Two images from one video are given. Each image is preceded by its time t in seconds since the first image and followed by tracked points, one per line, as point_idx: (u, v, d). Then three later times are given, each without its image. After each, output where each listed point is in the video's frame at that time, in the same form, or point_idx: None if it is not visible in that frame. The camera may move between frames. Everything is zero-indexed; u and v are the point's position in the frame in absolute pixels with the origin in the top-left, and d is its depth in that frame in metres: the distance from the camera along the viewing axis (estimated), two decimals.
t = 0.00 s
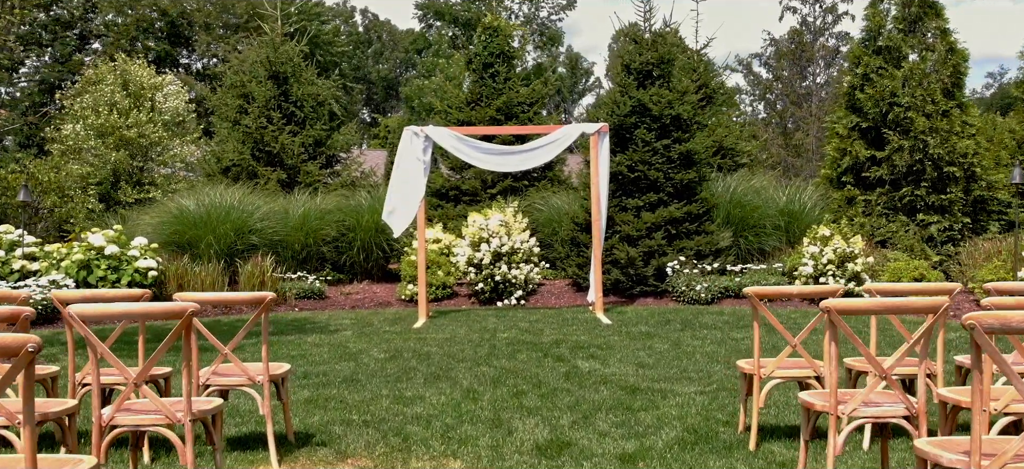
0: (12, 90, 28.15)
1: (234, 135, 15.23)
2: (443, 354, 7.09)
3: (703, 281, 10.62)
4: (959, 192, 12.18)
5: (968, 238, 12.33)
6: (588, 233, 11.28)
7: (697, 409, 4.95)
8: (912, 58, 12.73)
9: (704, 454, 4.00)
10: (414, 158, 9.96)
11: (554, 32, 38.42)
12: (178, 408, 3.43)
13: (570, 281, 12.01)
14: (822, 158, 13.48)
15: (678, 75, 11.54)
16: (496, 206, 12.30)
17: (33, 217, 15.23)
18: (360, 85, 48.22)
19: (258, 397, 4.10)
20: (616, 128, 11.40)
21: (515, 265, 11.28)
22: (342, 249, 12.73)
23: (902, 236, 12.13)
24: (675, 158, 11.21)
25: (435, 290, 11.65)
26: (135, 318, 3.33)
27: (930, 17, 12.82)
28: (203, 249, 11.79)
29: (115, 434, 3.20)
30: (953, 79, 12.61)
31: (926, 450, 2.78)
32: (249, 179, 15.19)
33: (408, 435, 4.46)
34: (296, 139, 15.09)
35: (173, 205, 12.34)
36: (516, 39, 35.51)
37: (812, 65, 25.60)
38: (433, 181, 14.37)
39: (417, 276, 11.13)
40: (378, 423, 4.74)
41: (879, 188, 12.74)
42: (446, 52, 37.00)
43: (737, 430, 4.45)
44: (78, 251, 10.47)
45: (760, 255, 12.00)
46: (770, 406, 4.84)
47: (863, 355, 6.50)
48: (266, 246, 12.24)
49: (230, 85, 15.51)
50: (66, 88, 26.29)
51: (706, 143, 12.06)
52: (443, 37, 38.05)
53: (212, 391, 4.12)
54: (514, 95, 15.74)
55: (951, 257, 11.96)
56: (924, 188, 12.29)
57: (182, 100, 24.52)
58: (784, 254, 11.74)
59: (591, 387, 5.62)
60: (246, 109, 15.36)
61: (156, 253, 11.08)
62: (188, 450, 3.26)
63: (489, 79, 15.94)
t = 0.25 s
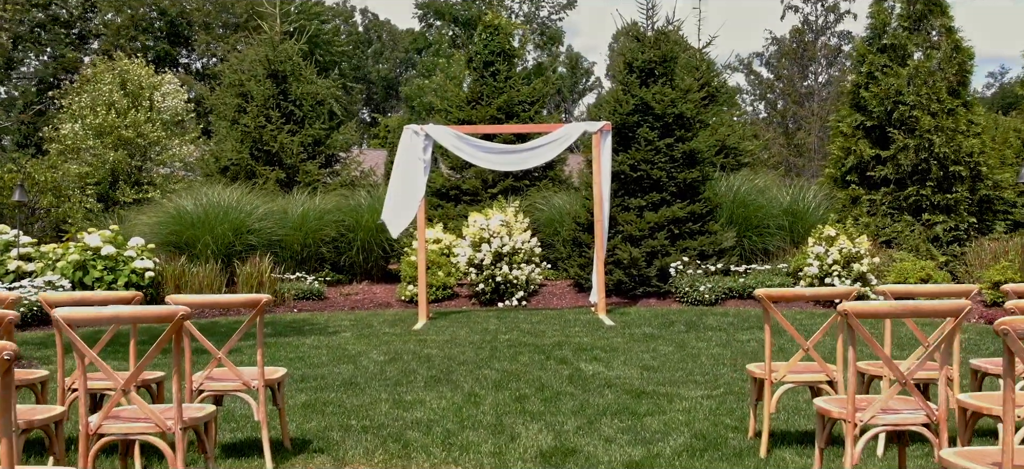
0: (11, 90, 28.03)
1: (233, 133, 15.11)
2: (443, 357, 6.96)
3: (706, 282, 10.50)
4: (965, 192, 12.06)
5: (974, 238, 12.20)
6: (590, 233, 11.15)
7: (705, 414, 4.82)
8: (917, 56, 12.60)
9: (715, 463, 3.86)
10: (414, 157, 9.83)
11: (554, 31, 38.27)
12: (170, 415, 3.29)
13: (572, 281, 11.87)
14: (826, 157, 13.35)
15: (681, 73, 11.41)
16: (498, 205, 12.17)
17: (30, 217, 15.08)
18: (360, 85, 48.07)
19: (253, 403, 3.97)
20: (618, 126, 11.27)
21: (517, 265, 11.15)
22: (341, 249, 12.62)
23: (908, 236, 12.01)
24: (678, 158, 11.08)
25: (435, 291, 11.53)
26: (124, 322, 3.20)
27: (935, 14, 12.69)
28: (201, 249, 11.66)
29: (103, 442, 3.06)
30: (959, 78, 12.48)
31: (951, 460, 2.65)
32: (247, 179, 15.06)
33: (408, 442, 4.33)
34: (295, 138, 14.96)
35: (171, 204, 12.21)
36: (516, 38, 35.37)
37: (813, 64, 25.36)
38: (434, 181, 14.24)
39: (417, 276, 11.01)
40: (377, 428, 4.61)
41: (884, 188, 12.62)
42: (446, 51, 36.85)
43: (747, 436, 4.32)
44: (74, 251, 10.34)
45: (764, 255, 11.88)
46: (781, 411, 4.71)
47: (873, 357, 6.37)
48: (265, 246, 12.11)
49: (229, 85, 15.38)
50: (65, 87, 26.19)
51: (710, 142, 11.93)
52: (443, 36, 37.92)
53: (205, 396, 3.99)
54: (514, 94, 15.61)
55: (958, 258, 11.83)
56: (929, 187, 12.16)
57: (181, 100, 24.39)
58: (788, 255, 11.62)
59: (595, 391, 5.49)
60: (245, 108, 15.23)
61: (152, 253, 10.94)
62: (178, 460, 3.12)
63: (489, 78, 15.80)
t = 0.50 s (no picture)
0: (9, 90, 27.83)
1: (231, 133, 14.98)
2: (444, 359, 6.82)
3: (710, 283, 10.38)
4: (971, 191, 11.93)
5: (980, 238, 12.07)
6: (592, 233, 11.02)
7: (713, 419, 4.68)
8: (923, 54, 12.47)
9: None
10: (414, 156, 9.70)
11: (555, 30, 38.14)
12: (159, 423, 3.16)
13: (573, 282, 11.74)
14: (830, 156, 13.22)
15: (684, 71, 11.28)
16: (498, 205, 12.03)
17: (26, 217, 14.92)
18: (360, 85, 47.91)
19: (246, 408, 3.84)
20: (620, 125, 11.14)
21: (518, 265, 11.02)
22: (341, 250, 12.50)
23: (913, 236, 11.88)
24: (681, 157, 10.95)
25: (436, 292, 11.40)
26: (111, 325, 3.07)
27: (940, 12, 12.56)
28: (199, 250, 11.53)
29: (88, 452, 2.93)
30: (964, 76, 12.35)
31: None
32: (246, 179, 14.94)
33: (407, 448, 4.20)
34: (294, 138, 14.82)
35: (168, 204, 12.08)
36: (516, 38, 35.21)
37: (816, 62, 25.18)
38: (434, 180, 14.11)
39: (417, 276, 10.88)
40: (375, 434, 4.48)
41: (889, 187, 12.49)
42: (446, 51, 36.69)
43: (757, 442, 4.19)
44: (69, 252, 10.20)
45: (767, 255, 11.75)
46: (790, 416, 4.58)
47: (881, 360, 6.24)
48: (264, 247, 11.99)
49: (227, 84, 15.25)
50: (63, 87, 26.02)
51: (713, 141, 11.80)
52: (444, 35, 37.78)
53: (198, 401, 3.86)
54: (515, 93, 15.48)
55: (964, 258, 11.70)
56: (934, 187, 12.03)
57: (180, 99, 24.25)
58: (792, 255, 11.49)
59: (599, 395, 5.36)
60: (243, 107, 15.10)
61: (149, 254, 10.80)
62: None
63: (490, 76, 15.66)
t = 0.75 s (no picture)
0: (7, 89, 27.61)
1: (229, 132, 14.85)
2: (443, 362, 6.70)
3: (712, 283, 10.26)
4: (976, 191, 11.81)
5: (985, 238, 11.95)
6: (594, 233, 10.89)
7: (720, 424, 4.55)
8: (927, 52, 12.33)
9: None
10: (413, 156, 9.57)
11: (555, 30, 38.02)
12: (146, 431, 3.03)
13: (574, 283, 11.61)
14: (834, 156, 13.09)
15: (686, 69, 11.15)
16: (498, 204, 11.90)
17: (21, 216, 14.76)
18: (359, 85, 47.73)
19: (239, 415, 3.71)
20: (622, 124, 11.02)
21: (518, 266, 10.90)
22: (339, 250, 12.40)
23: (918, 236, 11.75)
24: (683, 156, 10.82)
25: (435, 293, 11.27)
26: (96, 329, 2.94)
27: (944, 10, 12.42)
28: (195, 250, 11.39)
29: (71, 461, 2.80)
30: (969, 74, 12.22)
31: None
32: (244, 178, 14.81)
33: (405, 454, 4.07)
34: (292, 137, 14.70)
35: (165, 204, 11.95)
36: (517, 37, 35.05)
37: (817, 62, 24.96)
38: (433, 180, 13.99)
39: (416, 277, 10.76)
40: (373, 440, 4.35)
41: (893, 187, 12.37)
42: (446, 50, 36.53)
43: (765, 448, 4.06)
44: (64, 252, 10.05)
45: (770, 256, 11.62)
46: (799, 421, 4.45)
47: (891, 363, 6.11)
48: (261, 247, 11.86)
49: (225, 83, 15.12)
50: (61, 86, 25.86)
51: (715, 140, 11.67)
52: (443, 35, 37.64)
53: (188, 407, 3.73)
54: (515, 92, 15.35)
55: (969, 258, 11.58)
56: (939, 186, 11.90)
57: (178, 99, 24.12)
58: (795, 256, 11.37)
59: (601, 399, 5.23)
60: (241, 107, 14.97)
61: (145, 254, 10.67)
62: None
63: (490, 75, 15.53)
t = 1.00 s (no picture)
0: (5, 88, 27.55)
1: (226, 130, 14.73)
2: (441, 364, 6.57)
3: (715, 283, 10.14)
4: (981, 190, 11.68)
5: (990, 238, 11.82)
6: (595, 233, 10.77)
7: (726, 429, 4.43)
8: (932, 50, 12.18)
9: None
10: (412, 154, 9.44)
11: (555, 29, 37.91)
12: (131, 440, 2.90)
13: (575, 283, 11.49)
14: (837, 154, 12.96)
15: (688, 67, 11.01)
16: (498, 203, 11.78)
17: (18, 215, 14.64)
18: (359, 84, 47.64)
19: (230, 421, 3.58)
20: (623, 122, 10.89)
21: (518, 266, 10.78)
22: (338, 250, 12.30)
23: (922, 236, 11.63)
24: (686, 154, 10.70)
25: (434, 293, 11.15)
26: (78, 334, 2.81)
27: (948, 8, 12.23)
28: (192, 250, 11.25)
29: None
30: (974, 72, 12.07)
31: None
32: (242, 177, 14.70)
33: (402, 461, 3.94)
34: (291, 136, 14.58)
35: (161, 203, 11.82)
36: (517, 36, 34.93)
37: (818, 61, 24.77)
38: (433, 179, 13.87)
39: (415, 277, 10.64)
40: (369, 446, 4.23)
41: (897, 186, 12.25)
42: (446, 50, 36.45)
43: (774, 454, 3.94)
44: (59, 252, 9.90)
45: (773, 255, 11.50)
46: (808, 426, 4.33)
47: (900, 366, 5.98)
48: (259, 247, 11.74)
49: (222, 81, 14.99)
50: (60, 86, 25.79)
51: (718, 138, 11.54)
52: (443, 34, 37.53)
53: (178, 412, 3.61)
54: (515, 90, 15.22)
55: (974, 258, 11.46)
56: (944, 186, 11.77)
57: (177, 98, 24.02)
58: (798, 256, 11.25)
59: (604, 402, 5.11)
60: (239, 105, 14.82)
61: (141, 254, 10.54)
62: None
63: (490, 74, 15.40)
